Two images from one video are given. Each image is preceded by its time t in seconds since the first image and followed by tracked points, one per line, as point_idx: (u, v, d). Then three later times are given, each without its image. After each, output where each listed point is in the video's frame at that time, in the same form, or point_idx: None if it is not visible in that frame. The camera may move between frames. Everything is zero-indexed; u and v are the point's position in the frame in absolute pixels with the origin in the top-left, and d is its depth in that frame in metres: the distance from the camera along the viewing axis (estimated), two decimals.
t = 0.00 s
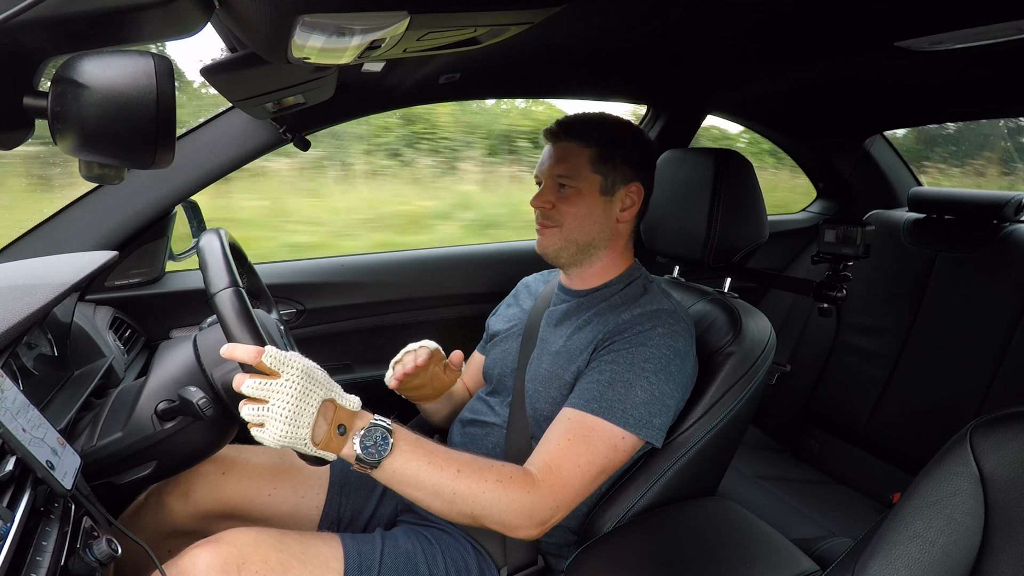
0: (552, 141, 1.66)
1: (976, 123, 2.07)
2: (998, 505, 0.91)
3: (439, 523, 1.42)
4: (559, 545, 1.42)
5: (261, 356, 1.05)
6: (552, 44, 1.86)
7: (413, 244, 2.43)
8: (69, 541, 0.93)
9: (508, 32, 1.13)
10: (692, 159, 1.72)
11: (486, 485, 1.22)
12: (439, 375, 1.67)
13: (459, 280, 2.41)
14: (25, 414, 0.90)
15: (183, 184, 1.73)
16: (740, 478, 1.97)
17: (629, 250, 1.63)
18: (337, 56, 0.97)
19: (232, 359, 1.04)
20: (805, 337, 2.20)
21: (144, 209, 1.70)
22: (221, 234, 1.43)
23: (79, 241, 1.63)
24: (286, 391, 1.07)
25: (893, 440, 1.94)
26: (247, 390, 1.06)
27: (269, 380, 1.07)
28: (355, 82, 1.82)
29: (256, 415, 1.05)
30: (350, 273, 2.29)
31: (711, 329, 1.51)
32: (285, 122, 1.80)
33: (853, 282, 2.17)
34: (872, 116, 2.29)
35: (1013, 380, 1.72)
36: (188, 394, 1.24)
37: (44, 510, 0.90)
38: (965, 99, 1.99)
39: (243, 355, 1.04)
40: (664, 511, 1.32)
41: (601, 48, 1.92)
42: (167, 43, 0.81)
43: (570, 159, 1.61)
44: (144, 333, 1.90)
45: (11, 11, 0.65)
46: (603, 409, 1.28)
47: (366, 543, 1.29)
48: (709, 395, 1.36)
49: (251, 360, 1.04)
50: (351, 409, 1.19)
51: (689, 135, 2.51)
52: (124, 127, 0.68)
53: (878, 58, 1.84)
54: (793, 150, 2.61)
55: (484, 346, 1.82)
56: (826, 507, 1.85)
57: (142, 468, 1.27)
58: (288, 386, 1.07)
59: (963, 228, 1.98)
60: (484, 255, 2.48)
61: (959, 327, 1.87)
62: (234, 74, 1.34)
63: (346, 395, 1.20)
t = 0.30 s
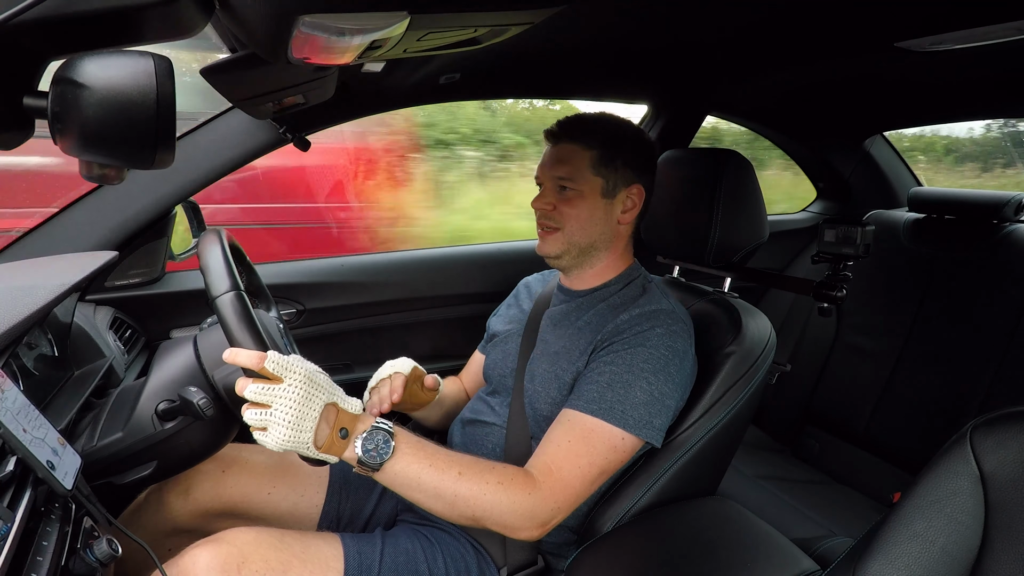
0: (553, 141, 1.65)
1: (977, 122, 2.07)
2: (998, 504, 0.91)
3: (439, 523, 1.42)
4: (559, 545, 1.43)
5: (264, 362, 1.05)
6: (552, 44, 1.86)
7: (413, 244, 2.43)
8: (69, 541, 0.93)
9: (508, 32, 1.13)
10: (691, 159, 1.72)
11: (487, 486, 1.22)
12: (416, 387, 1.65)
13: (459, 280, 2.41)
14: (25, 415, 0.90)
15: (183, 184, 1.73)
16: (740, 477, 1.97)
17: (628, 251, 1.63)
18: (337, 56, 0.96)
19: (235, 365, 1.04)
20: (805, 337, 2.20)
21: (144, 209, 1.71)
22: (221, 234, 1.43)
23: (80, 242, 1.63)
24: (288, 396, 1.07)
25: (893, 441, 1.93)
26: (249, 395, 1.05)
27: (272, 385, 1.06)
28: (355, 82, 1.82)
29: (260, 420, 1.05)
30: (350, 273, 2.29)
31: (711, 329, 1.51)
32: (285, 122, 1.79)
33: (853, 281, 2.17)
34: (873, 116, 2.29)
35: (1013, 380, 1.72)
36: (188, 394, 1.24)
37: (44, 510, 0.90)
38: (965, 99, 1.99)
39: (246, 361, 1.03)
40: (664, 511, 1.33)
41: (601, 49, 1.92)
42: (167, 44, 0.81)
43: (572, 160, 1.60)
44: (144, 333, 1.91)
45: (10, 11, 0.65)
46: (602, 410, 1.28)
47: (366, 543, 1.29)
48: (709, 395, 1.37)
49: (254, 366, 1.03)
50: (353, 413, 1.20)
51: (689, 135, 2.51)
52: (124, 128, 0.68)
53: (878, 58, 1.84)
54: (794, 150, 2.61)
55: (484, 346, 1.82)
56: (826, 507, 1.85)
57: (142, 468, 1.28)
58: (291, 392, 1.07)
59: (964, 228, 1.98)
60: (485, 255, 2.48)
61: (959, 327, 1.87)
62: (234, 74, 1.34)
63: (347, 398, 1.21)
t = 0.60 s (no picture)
0: (558, 138, 1.65)
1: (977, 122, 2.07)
2: (998, 505, 0.91)
3: (439, 523, 1.42)
4: (559, 545, 1.43)
5: (264, 361, 1.05)
6: (552, 44, 1.86)
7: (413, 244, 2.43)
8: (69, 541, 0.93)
9: (508, 32, 1.13)
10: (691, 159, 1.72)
11: (486, 484, 1.22)
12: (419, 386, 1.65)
13: (459, 280, 2.41)
14: (25, 415, 0.90)
15: (183, 184, 1.72)
16: (740, 478, 1.97)
17: (629, 251, 1.64)
18: (336, 56, 0.96)
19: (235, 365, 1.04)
20: (805, 337, 2.20)
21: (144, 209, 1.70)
22: (221, 234, 1.43)
23: (80, 242, 1.63)
24: (288, 396, 1.07)
25: (893, 441, 1.93)
26: (249, 395, 1.06)
27: (272, 384, 1.06)
28: (355, 83, 1.82)
29: (259, 419, 1.05)
30: (350, 273, 2.29)
31: (711, 329, 1.51)
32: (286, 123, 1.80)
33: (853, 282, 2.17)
34: (873, 116, 2.29)
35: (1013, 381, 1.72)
36: (188, 394, 1.24)
37: (44, 510, 0.90)
38: (966, 99, 1.99)
39: (246, 360, 1.03)
40: (664, 510, 1.32)
41: (602, 49, 1.93)
42: (167, 44, 0.81)
43: (576, 158, 1.60)
44: (144, 333, 1.91)
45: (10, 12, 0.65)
46: (601, 408, 1.28)
47: (365, 542, 1.29)
48: (708, 394, 1.36)
49: (254, 366, 1.04)
50: (353, 412, 1.21)
51: (689, 135, 2.50)
52: (124, 127, 0.68)
53: (878, 58, 1.84)
54: (794, 151, 2.60)
55: (484, 346, 1.82)
56: (826, 508, 1.85)
57: (142, 468, 1.28)
58: (290, 391, 1.07)
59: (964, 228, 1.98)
60: (485, 255, 2.48)
61: (959, 327, 1.87)
62: (234, 74, 1.33)
63: (346, 397, 1.21)
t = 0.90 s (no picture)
0: (559, 138, 1.66)
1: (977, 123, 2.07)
2: (998, 504, 0.91)
3: (439, 523, 1.42)
4: (559, 545, 1.43)
5: (260, 355, 1.06)
6: (552, 44, 1.86)
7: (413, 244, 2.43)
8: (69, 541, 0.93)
9: (508, 32, 1.13)
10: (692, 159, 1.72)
11: (485, 483, 1.22)
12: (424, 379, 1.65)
13: (458, 280, 2.41)
14: (25, 415, 0.90)
15: (183, 184, 1.72)
16: (740, 477, 1.97)
17: (628, 251, 1.63)
18: (336, 56, 0.96)
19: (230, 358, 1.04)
20: (805, 337, 2.20)
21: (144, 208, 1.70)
22: (222, 234, 1.43)
23: (80, 241, 1.63)
24: (285, 389, 1.07)
25: (893, 441, 1.93)
26: (246, 388, 1.06)
27: (268, 378, 1.07)
28: (356, 82, 1.82)
29: (255, 413, 1.05)
30: (350, 273, 2.29)
31: (711, 330, 1.51)
32: (285, 122, 1.81)
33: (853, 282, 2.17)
34: (873, 116, 2.29)
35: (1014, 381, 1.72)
36: (188, 394, 1.24)
37: (44, 510, 0.90)
38: (966, 99, 1.99)
39: (241, 353, 1.04)
40: (664, 510, 1.33)
41: (602, 50, 1.93)
42: (168, 43, 0.81)
43: (576, 157, 1.60)
44: (144, 333, 1.91)
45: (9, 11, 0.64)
46: (601, 408, 1.28)
47: (365, 543, 1.29)
48: (708, 394, 1.37)
49: (249, 359, 1.04)
50: (350, 408, 1.19)
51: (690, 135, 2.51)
52: (125, 127, 0.68)
53: (878, 58, 1.84)
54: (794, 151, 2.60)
55: (484, 347, 1.81)
56: (826, 508, 1.85)
57: (142, 468, 1.28)
58: (287, 384, 1.07)
59: (964, 228, 1.97)
60: (485, 255, 2.48)
61: (959, 327, 1.87)
62: (234, 73, 1.33)
63: (344, 393, 1.20)
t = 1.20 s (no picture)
0: (558, 139, 1.64)
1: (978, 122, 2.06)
2: (997, 503, 0.91)
3: (438, 522, 1.42)
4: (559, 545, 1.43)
5: (261, 361, 1.06)
6: (552, 45, 1.86)
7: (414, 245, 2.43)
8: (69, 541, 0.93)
9: (508, 32, 1.13)
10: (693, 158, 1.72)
11: (485, 486, 1.22)
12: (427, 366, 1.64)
13: (459, 280, 2.41)
14: (26, 414, 0.91)
15: (183, 184, 1.73)
16: (740, 477, 1.97)
17: (629, 252, 1.64)
18: (336, 56, 0.96)
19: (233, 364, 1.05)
20: (805, 337, 2.20)
21: (144, 209, 1.71)
22: (224, 235, 1.43)
23: (81, 242, 1.64)
24: (287, 395, 1.06)
25: (893, 441, 1.94)
26: (248, 393, 1.06)
27: (271, 383, 1.07)
28: (356, 83, 1.82)
29: (258, 418, 1.06)
30: (350, 273, 2.29)
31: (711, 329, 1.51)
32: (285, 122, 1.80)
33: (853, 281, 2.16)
34: (873, 116, 2.29)
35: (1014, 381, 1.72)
36: (188, 394, 1.24)
37: (44, 510, 0.90)
38: (966, 99, 1.99)
39: (243, 359, 1.04)
40: (664, 510, 1.33)
41: (602, 49, 1.93)
42: (168, 44, 0.81)
43: (577, 160, 1.59)
44: (144, 333, 1.91)
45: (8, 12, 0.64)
46: (602, 411, 1.28)
47: (366, 541, 1.29)
48: (708, 394, 1.36)
49: (250, 366, 1.05)
50: (353, 412, 1.19)
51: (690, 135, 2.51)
52: (125, 128, 0.68)
53: (877, 58, 1.84)
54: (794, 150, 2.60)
55: (484, 346, 1.82)
56: (827, 508, 1.85)
57: (142, 468, 1.28)
58: (289, 390, 1.07)
59: (964, 228, 1.97)
60: (485, 255, 2.48)
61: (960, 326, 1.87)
62: (234, 74, 1.33)
63: (348, 397, 1.20)
